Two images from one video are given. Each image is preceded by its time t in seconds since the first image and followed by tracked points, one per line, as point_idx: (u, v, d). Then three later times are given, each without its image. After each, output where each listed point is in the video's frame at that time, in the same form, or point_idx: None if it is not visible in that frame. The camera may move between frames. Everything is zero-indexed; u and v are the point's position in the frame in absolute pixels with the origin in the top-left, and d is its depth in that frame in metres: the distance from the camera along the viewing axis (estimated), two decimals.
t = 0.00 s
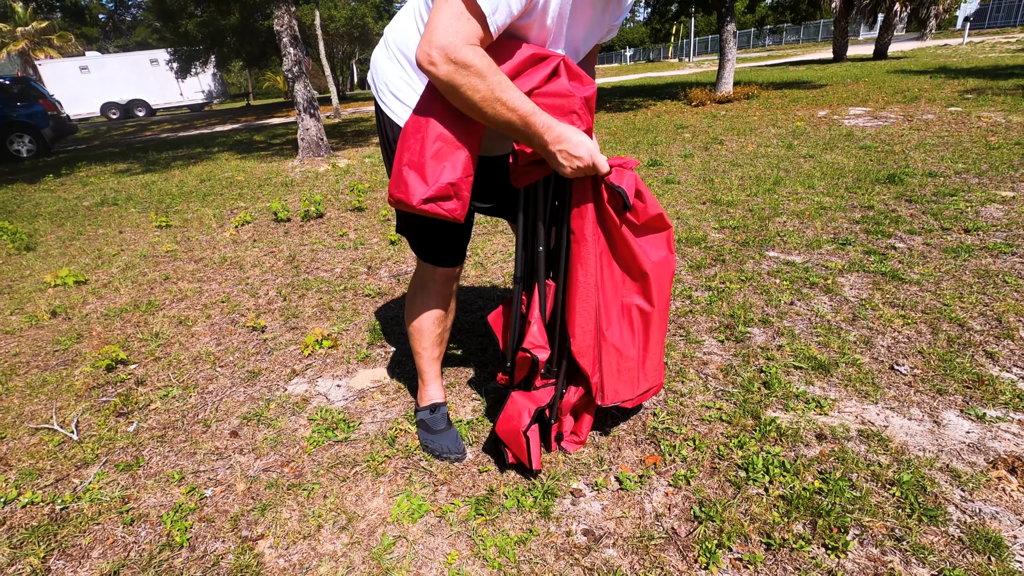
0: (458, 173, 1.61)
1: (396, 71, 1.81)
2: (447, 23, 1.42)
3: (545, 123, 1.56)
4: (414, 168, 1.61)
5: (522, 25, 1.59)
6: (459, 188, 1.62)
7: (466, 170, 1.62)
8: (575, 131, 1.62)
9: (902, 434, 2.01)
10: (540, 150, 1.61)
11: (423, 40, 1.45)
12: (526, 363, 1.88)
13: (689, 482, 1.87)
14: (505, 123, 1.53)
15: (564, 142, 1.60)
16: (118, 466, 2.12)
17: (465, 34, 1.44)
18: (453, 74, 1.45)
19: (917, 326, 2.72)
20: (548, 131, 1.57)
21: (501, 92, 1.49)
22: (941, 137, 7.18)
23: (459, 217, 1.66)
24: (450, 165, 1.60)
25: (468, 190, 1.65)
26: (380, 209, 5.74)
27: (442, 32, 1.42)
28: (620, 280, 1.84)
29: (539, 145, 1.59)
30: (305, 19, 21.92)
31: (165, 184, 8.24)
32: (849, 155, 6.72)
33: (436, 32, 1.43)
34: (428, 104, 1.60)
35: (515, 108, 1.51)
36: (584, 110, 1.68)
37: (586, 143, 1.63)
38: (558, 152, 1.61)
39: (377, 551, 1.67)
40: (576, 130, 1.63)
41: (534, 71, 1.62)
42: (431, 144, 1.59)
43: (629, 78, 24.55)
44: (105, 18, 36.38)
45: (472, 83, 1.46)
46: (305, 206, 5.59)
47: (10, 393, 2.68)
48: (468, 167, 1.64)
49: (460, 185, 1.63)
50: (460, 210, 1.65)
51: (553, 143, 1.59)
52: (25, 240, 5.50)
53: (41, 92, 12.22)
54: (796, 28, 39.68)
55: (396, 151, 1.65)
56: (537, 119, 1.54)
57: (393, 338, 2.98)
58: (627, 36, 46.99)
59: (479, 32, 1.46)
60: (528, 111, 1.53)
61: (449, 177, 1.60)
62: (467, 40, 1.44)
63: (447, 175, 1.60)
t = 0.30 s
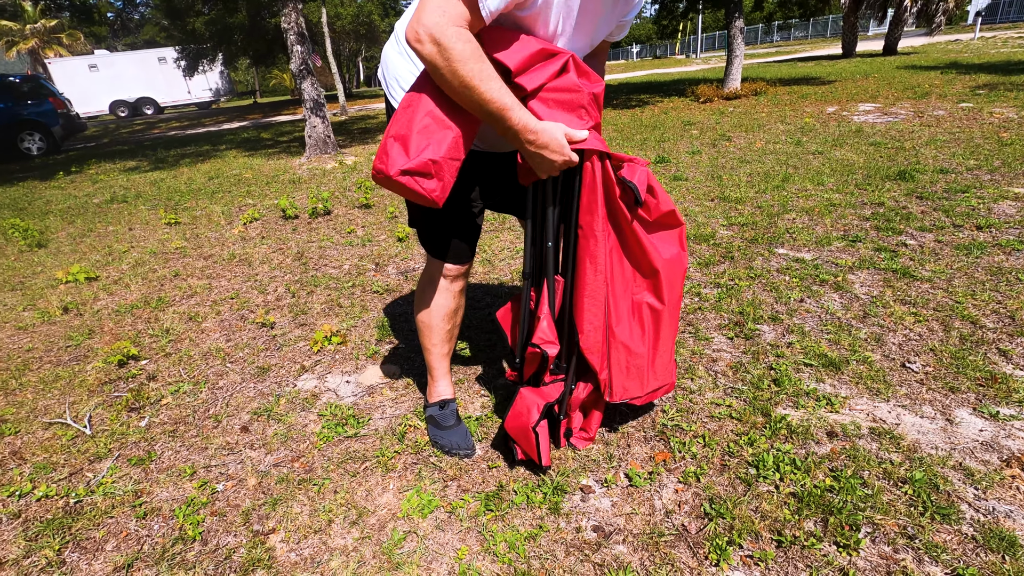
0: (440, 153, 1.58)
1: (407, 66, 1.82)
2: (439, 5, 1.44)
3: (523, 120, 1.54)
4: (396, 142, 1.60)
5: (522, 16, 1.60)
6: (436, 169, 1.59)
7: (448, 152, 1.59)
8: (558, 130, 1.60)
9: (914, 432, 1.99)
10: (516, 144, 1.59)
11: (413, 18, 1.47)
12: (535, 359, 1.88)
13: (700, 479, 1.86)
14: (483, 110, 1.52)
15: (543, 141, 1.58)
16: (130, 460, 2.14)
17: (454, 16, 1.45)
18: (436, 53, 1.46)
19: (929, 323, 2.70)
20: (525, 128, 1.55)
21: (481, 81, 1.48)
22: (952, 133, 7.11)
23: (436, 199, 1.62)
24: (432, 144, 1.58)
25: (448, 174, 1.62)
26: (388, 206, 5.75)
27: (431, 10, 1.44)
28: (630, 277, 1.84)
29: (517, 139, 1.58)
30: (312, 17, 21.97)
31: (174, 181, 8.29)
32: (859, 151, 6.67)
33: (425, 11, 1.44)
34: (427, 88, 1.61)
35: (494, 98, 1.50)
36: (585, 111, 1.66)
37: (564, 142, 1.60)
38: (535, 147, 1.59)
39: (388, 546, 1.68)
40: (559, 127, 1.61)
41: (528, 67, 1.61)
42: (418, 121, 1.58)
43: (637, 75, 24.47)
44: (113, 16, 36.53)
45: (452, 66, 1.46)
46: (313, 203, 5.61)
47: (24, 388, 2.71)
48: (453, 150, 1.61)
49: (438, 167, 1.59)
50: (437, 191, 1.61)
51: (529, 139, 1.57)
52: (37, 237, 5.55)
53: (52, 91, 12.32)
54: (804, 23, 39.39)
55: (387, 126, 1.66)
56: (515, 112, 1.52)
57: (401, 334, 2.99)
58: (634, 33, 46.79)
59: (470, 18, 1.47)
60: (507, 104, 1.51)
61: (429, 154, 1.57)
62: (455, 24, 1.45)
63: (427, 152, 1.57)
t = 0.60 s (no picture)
0: (472, 161, 1.60)
1: (420, 63, 1.82)
2: (460, 14, 1.44)
3: (545, 126, 1.54)
4: (426, 152, 1.62)
5: (537, 15, 1.59)
6: (468, 179, 1.61)
7: (480, 159, 1.61)
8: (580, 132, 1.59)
9: (930, 433, 1.97)
10: (539, 150, 1.60)
11: (434, 27, 1.47)
12: (551, 356, 1.87)
13: (711, 478, 1.85)
14: (507, 119, 1.53)
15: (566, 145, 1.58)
16: (144, 454, 2.16)
17: (476, 25, 1.45)
18: (460, 64, 1.47)
19: (945, 324, 2.67)
20: (548, 135, 1.55)
21: (503, 89, 1.49)
22: (968, 132, 7.02)
23: (467, 205, 1.64)
24: (464, 152, 1.60)
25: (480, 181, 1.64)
26: (398, 203, 5.77)
27: (452, 21, 1.44)
28: (648, 276, 1.83)
29: (541, 145, 1.58)
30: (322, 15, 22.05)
31: (186, 178, 8.35)
32: (873, 149, 6.60)
33: (446, 21, 1.45)
34: (448, 93, 1.62)
35: (516, 107, 1.50)
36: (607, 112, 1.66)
37: (587, 145, 1.60)
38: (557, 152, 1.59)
39: (398, 541, 1.69)
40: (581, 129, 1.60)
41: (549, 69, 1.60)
42: (446, 129, 1.60)
43: (646, 73, 24.38)
44: (126, 14, 36.95)
45: (477, 76, 1.47)
46: (324, 200, 5.63)
47: (40, 382, 2.75)
48: (483, 157, 1.63)
49: (470, 176, 1.61)
50: (470, 198, 1.64)
51: (553, 144, 1.57)
52: (52, 233, 5.62)
53: (66, 88, 12.46)
54: (817, 21, 39.05)
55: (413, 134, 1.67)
56: (538, 119, 1.52)
57: (412, 331, 2.99)
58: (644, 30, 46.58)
59: (490, 26, 1.47)
60: (529, 111, 1.51)
61: (462, 163, 1.59)
62: (477, 33, 1.45)
63: (459, 162, 1.60)
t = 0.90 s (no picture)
0: (487, 164, 1.61)
1: (425, 61, 1.82)
2: (469, 9, 1.44)
3: (554, 123, 1.53)
4: (440, 156, 1.62)
5: (543, 10, 1.58)
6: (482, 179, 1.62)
7: (494, 162, 1.62)
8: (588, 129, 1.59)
9: (935, 432, 1.96)
10: (548, 148, 1.59)
11: (442, 23, 1.47)
12: (554, 355, 1.87)
13: (715, 477, 1.85)
14: (518, 116, 1.52)
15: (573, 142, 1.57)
16: (149, 451, 2.17)
17: (485, 19, 1.44)
18: (469, 60, 1.46)
19: (951, 322, 2.65)
20: (556, 132, 1.54)
21: (513, 84, 1.48)
22: (974, 129, 6.98)
23: (485, 207, 1.65)
24: (479, 155, 1.61)
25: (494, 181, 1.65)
26: (401, 202, 5.77)
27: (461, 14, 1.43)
28: (650, 272, 1.83)
29: (550, 143, 1.57)
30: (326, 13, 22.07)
31: (190, 177, 8.38)
32: (878, 147, 6.57)
33: (455, 16, 1.44)
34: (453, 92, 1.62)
35: (525, 103, 1.50)
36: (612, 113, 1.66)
37: (593, 141, 1.59)
38: (566, 148, 1.58)
39: (402, 539, 1.69)
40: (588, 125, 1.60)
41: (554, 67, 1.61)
42: (457, 130, 1.59)
43: (649, 70, 24.33)
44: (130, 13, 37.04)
45: (486, 72, 1.46)
46: (327, 199, 5.64)
47: (45, 380, 2.76)
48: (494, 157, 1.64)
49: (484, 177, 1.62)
50: (486, 200, 1.64)
51: (562, 140, 1.56)
52: (57, 232, 5.64)
53: (71, 87, 12.50)
54: (822, 18, 38.86)
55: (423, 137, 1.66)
56: (548, 115, 1.52)
57: (415, 330, 2.99)
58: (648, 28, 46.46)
59: (498, 20, 1.47)
60: (539, 107, 1.50)
61: (478, 167, 1.60)
62: (486, 27, 1.44)
63: (474, 165, 1.60)
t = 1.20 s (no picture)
0: (499, 165, 1.61)
1: (424, 60, 1.81)
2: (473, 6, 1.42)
3: (569, 110, 1.52)
4: (451, 159, 1.60)
5: (543, 9, 1.58)
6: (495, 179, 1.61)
7: (505, 163, 1.62)
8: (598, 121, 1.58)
9: (935, 430, 1.96)
10: (562, 137, 1.57)
11: (445, 21, 1.45)
12: (556, 353, 1.87)
13: (714, 476, 1.85)
14: (530, 110, 1.51)
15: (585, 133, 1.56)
16: (148, 452, 2.17)
17: (490, 15, 1.43)
18: (476, 56, 1.44)
19: (950, 320, 2.66)
20: (572, 119, 1.52)
21: (525, 75, 1.46)
22: (973, 127, 6.98)
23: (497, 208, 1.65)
24: (491, 156, 1.60)
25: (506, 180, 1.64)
26: (400, 201, 5.77)
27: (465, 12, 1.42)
28: (651, 270, 1.83)
29: (562, 135, 1.56)
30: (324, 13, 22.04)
31: (188, 177, 8.37)
32: (876, 145, 6.57)
33: (459, 13, 1.43)
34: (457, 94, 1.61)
35: (539, 92, 1.48)
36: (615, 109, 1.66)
37: (603, 133, 1.59)
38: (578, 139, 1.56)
39: (402, 539, 1.69)
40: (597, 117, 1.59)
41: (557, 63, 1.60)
42: (467, 132, 1.59)
43: (648, 69, 24.34)
44: (128, 14, 37.00)
45: (496, 66, 1.44)
46: (325, 199, 5.63)
47: (44, 381, 2.76)
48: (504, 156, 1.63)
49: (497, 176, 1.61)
50: (498, 202, 1.64)
51: (575, 132, 1.55)
52: (55, 233, 5.63)
53: (68, 88, 12.48)
54: (820, 16, 38.86)
55: (431, 142, 1.64)
56: (560, 107, 1.51)
57: (414, 329, 2.99)
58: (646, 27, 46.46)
59: (502, 15, 1.46)
60: (552, 99, 1.49)
61: (490, 168, 1.60)
62: (491, 21, 1.43)
63: (486, 166, 1.60)
